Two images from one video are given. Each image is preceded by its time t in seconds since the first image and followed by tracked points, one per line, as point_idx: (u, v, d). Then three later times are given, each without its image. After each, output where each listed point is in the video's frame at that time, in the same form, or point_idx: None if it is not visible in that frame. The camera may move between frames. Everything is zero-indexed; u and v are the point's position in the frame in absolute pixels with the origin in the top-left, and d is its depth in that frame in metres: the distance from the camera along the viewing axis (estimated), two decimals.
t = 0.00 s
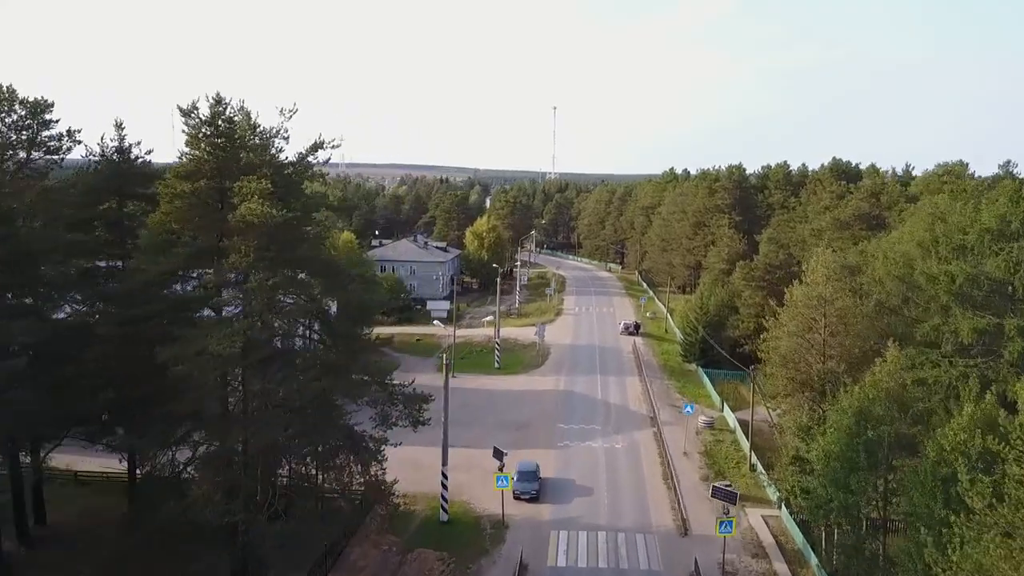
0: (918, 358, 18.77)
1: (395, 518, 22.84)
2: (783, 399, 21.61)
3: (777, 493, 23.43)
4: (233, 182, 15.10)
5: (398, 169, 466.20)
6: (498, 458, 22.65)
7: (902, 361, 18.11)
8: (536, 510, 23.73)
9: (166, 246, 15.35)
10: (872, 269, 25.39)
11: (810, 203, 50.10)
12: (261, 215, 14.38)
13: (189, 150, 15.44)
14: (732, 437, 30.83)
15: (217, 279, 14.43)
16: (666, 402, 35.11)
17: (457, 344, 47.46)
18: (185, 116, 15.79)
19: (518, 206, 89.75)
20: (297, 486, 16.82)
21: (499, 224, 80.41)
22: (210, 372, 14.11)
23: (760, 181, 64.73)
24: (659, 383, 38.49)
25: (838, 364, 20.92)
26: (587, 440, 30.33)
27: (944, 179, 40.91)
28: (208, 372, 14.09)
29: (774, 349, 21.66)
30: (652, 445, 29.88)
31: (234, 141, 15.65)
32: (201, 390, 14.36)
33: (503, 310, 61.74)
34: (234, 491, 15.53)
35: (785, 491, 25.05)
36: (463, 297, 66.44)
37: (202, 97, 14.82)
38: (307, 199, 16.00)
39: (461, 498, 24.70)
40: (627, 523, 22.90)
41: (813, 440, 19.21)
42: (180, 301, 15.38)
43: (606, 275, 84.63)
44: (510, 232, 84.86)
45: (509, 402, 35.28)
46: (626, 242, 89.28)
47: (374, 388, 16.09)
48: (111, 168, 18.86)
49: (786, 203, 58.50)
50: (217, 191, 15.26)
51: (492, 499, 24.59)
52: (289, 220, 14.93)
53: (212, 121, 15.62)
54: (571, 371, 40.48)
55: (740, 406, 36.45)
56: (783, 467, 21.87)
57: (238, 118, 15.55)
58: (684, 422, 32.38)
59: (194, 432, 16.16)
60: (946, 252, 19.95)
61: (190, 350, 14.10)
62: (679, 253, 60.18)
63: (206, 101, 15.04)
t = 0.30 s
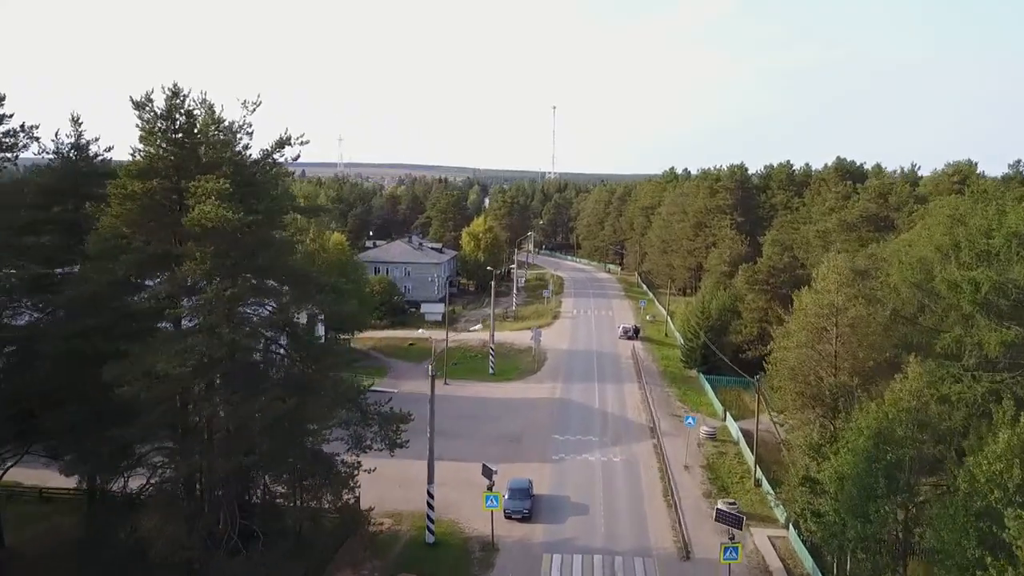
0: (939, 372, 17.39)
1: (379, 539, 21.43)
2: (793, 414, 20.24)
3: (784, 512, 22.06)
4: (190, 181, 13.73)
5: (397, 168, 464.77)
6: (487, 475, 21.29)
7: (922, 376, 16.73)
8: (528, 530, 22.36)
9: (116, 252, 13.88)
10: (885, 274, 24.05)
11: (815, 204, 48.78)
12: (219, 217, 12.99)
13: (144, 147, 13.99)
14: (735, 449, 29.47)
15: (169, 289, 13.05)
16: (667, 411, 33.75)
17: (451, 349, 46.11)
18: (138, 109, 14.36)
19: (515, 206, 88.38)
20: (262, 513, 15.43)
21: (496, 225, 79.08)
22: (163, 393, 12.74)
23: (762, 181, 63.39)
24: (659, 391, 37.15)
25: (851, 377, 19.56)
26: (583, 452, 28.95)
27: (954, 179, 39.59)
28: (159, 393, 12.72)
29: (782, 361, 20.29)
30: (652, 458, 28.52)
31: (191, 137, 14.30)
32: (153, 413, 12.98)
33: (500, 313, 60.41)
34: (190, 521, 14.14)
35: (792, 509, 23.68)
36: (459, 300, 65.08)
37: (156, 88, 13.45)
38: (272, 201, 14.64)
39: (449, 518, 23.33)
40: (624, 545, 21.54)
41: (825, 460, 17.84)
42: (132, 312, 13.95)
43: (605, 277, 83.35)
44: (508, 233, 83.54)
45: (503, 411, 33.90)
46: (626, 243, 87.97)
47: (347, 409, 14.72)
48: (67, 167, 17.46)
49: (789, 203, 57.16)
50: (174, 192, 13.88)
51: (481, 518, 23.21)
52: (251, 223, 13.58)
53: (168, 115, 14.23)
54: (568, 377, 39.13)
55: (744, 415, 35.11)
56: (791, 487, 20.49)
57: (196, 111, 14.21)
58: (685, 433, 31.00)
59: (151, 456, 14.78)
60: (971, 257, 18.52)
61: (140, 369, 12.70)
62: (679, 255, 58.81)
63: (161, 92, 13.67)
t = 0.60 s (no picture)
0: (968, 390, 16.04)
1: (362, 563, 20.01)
2: (805, 432, 18.88)
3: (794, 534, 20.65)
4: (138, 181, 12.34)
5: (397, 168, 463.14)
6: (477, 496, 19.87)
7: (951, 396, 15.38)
8: (521, 553, 20.96)
9: (55, 260, 12.37)
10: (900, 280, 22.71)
11: (820, 205, 47.40)
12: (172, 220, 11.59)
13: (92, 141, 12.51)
14: (741, 463, 28.11)
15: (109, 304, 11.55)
16: (669, 421, 32.37)
17: (445, 354, 44.74)
18: (84, 100, 12.86)
19: (513, 206, 87.00)
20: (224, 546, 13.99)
21: (493, 225, 77.69)
22: (104, 419, 11.29)
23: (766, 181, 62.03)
24: (660, 399, 35.79)
25: (869, 394, 18.18)
26: (580, 466, 27.54)
27: (966, 180, 38.23)
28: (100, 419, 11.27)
29: (794, 376, 18.92)
30: (653, 473, 27.13)
31: (142, 132, 12.93)
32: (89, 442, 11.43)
33: (497, 316, 59.00)
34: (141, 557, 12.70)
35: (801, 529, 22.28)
36: (456, 302, 63.71)
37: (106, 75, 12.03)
38: (231, 203, 13.25)
39: (437, 540, 21.89)
40: (623, 570, 20.13)
41: (842, 484, 16.45)
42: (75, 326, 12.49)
43: (605, 278, 81.96)
44: (505, 233, 82.17)
45: (497, 420, 32.49)
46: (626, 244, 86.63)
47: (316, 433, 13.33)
48: (18, 162, 16.07)
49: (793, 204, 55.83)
50: (123, 192, 12.44)
51: (472, 541, 21.79)
52: (207, 228, 12.18)
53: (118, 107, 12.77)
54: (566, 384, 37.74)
55: (748, 425, 33.73)
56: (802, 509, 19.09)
57: (150, 102, 12.80)
58: (687, 445, 29.63)
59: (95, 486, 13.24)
60: (1001, 263, 17.14)
61: (77, 392, 11.23)
62: (680, 256, 57.44)
63: (112, 80, 12.25)
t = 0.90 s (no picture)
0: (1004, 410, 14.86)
1: None
2: (822, 453, 17.79)
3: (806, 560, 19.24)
4: (77, 182, 10.84)
5: (396, 168, 462.18)
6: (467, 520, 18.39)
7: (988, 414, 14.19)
8: None
9: None
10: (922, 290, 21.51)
11: (828, 206, 46.01)
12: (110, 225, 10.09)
13: (26, 139, 11.03)
14: (748, 477, 26.75)
15: (39, 322, 10.07)
16: (671, 432, 31.01)
17: (440, 360, 43.37)
18: (22, 89, 11.41)
19: (512, 207, 85.66)
20: None
21: (491, 226, 76.34)
22: (28, 454, 9.84)
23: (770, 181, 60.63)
24: (662, 408, 34.45)
25: (889, 414, 16.80)
26: (579, 482, 26.18)
27: (980, 180, 36.88)
28: (26, 454, 9.83)
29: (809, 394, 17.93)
30: (656, 489, 25.71)
31: (88, 126, 11.45)
32: (14, 483, 10.05)
33: (494, 319, 57.63)
34: None
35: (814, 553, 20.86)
36: (452, 305, 62.32)
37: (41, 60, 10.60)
38: (186, 206, 11.82)
39: (424, 564, 20.46)
40: None
41: (863, 512, 15.09)
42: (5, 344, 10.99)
43: (605, 280, 80.62)
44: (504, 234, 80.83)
45: (494, 431, 31.21)
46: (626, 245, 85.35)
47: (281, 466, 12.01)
48: None
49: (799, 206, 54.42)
50: (59, 193, 10.99)
51: (462, 566, 20.38)
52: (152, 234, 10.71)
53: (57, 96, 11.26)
54: (565, 392, 36.35)
55: (755, 436, 32.34)
56: (815, 534, 17.69)
57: (92, 92, 11.33)
58: (691, 458, 28.28)
59: (32, 525, 11.85)
60: None
61: None
62: (682, 258, 56.02)
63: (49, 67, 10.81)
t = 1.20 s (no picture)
0: None
1: None
2: (845, 480, 16.80)
3: None
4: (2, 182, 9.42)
5: (396, 168, 460.76)
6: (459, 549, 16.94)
7: None
8: None
9: None
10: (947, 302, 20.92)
11: (835, 207, 44.63)
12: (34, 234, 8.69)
13: None
14: (758, 494, 25.37)
15: None
16: (675, 445, 29.68)
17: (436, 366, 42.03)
18: None
19: (511, 208, 84.31)
20: None
21: (490, 228, 74.95)
22: None
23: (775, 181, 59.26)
24: (666, 418, 33.11)
25: (921, 435, 16.36)
26: (580, 499, 24.82)
27: (996, 180, 35.55)
28: None
29: (831, 420, 17.21)
30: (661, 506, 24.35)
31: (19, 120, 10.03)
32: None
33: (492, 323, 56.20)
34: None
35: None
36: (450, 308, 60.95)
37: None
38: (131, 211, 10.46)
39: None
40: None
41: (894, 545, 13.71)
42: None
43: (605, 283, 79.19)
44: (503, 236, 79.44)
45: (490, 444, 29.82)
46: (627, 246, 84.04)
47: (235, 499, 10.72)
48: None
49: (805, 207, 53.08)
50: None
51: None
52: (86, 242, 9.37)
53: None
54: (565, 401, 34.99)
55: (763, 447, 30.90)
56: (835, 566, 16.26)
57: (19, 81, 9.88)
58: (697, 473, 26.92)
59: None
60: None
61: None
62: (685, 261, 54.64)
63: None
